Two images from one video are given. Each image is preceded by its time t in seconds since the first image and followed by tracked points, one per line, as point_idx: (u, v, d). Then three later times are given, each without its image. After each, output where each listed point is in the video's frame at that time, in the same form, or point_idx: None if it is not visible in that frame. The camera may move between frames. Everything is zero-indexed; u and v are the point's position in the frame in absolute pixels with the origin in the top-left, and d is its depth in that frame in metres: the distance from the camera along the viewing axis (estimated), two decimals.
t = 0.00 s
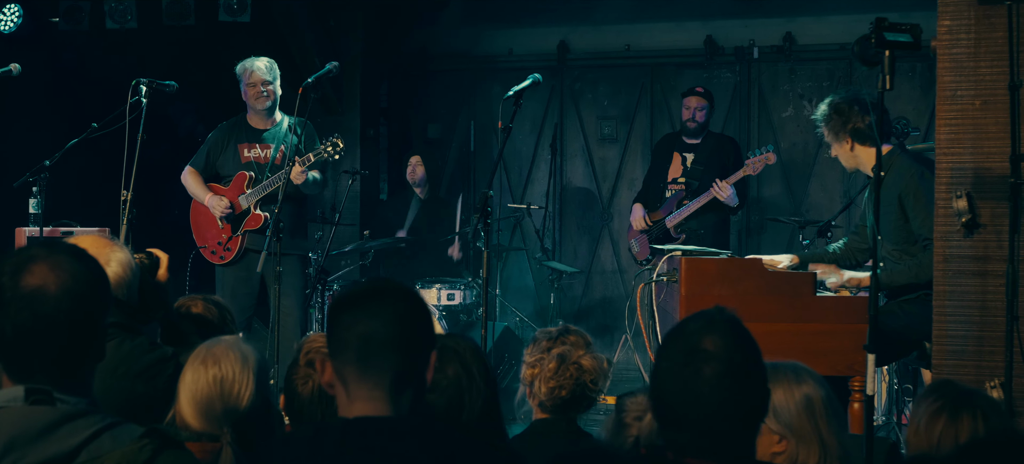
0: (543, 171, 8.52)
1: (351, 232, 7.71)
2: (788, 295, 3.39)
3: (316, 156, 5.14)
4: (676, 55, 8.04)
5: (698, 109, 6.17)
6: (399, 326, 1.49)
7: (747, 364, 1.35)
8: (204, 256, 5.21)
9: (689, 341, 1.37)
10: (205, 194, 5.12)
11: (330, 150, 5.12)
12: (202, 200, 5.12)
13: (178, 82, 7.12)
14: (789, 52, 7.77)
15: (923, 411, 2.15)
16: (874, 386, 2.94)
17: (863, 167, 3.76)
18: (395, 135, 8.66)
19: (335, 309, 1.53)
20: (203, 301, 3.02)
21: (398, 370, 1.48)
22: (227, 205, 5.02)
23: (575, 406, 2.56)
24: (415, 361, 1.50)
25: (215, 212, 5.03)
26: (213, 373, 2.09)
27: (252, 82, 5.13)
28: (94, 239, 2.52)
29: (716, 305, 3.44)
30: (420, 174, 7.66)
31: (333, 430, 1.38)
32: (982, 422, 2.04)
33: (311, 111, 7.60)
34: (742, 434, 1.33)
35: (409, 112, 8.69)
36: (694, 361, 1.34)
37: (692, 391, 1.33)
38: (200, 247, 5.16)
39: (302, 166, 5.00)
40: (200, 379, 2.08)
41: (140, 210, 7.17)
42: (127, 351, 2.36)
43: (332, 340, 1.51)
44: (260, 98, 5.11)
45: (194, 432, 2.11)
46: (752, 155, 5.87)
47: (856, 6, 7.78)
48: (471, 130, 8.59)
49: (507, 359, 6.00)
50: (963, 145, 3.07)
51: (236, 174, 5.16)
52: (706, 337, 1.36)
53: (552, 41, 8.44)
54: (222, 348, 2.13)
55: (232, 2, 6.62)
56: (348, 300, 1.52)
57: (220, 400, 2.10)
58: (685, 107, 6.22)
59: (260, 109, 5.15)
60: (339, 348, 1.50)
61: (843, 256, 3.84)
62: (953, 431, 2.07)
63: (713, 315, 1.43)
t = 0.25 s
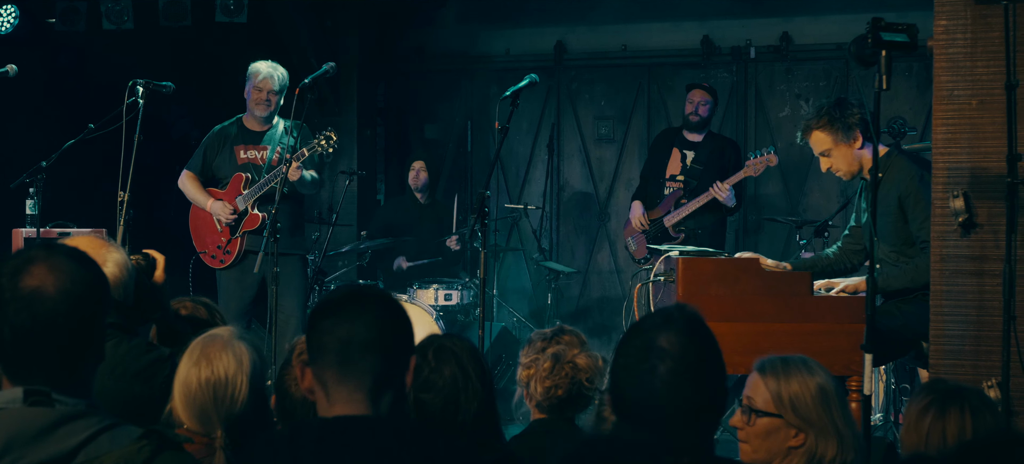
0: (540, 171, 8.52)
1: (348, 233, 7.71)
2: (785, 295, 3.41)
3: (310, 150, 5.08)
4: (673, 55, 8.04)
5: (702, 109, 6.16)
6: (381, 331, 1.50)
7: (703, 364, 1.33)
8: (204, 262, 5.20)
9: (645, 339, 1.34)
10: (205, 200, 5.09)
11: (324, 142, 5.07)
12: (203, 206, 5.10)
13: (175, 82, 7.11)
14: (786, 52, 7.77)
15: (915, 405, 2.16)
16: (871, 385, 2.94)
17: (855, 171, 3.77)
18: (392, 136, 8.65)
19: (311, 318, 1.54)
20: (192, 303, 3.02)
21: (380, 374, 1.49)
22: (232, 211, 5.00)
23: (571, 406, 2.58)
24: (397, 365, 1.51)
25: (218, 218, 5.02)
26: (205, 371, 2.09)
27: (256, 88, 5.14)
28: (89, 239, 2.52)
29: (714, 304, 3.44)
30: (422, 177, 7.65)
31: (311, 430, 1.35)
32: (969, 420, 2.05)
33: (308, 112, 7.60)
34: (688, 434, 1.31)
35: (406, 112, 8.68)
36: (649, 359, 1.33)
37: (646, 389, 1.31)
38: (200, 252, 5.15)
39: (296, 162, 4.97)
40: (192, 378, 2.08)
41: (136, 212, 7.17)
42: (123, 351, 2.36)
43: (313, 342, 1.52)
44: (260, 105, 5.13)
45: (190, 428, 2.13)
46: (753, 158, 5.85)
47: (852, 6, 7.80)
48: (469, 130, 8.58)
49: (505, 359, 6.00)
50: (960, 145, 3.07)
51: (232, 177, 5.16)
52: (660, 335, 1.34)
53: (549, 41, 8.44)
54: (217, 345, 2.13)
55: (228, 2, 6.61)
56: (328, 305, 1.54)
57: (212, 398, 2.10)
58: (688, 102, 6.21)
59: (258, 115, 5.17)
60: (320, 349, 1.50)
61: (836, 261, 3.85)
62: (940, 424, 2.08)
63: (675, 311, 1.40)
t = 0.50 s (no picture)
0: (541, 173, 8.52)
1: (350, 235, 7.71)
2: (786, 297, 3.40)
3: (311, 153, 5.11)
4: (675, 57, 8.04)
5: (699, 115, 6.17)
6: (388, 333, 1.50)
7: (713, 371, 1.29)
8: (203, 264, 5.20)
9: (652, 344, 1.30)
10: (205, 203, 5.10)
11: (325, 145, 5.10)
12: (203, 209, 5.11)
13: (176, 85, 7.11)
14: (787, 54, 7.77)
15: (917, 405, 2.15)
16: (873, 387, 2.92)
17: (850, 173, 3.77)
18: (394, 138, 8.66)
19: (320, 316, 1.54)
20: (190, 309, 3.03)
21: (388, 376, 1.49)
22: (233, 213, 5.01)
23: (572, 405, 2.58)
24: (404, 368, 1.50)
25: (218, 221, 5.02)
26: (208, 366, 2.07)
27: (249, 87, 5.16)
28: (92, 243, 2.52)
29: (715, 307, 3.44)
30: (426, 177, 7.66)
31: (322, 433, 1.35)
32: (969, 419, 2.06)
33: (310, 114, 7.60)
34: (695, 438, 1.27)
35: (407, 114, 8.68)
36: (655, 364, 1.29)
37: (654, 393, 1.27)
38: (199, 254, 5.15)
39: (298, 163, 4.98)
40: (195, 373, 2.06)
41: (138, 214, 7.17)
42: (126, 353, 2.37)
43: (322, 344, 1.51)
44: (261, 103, 5.13)
45: (191, 426, 2.09)
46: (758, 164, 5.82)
47: (853, 8, 7.80)
48: (470, 132, 8.59)
49: (507, 362, 6.00)
50: (961, 147, 3.07)
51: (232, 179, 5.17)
52: (669, 341, 1.30)
53: (550, 43, 8.44)
54: (219, 342, 2.11)
55: (230, 5, 6.61)
56: (336, 305, 1.53)
57: (215, 394, 2.08)
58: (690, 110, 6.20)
59: (258, 114, 5.17)
60: (330, 350, 1.50)
61: (843, 265, 3.83)
62: (940, 426, 2.08)
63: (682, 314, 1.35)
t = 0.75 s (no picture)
0: (543, 176, 8.52)
1: (352, 237, 7.71)
2: (788, 300, 3.39)
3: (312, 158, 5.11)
4: (677, 60, 8.05)
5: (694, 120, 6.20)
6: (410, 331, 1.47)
7: (779, 377, 1.33)
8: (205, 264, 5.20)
9: (719, 348, 1.35)
10: (207, 205, 5.11)
11: (326, 149, 5.10)
12: (205, 210, 5.11)
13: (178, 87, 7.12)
14: (789, 56, 7.78)
15: (917, 413, 2.15)
16: (875, 390, 2.91)
17: (856, 175, 3.78)
18: (396, 140, 8.67)
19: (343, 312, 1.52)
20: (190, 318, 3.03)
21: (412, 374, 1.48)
22: (234, 215, 5.01)
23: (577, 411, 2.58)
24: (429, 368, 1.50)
25: (220, 222, 5.03)
26: (211, 378, 2.03)
27: (246, 86, 5.18)
28: (94, 245, 2.52)
29: (716, 309, 3.44)
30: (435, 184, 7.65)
31: (343, 436, 1.37)
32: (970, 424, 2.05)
33: (312, 117, 7.61)
34: (758, 443, 1.31)
35: (409, 117, 8.69)
36: (725, 370, 1.32)
37: (720, 397, 1.31)
38: (201, 254, 5.15)
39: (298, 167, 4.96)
40: (197, 386, 2.03)
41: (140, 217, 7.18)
42: (129, 353, 2.39)
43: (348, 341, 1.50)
44: (262, 95, 5.14)
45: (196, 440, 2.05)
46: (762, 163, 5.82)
47: (855, 11, 7.80)
48: (471, 135, 8.60)
49: (508, 364, 6.01)
50: (963, 150, 3.07)
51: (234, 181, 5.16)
52: (736, 346, 1.34)
53: (551, 46, 8.45)
54: (223, 354, 2.08)
55: (232, 8, 6.62)
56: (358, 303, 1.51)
57: (218, 407, 2.03)
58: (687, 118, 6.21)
59: (261, 106, 5.17)
60: (355, 349, 1.48)
61: (847, 264, 3.82)
62: (939, 432, 2.08)
63: (743, 318, 1.40)
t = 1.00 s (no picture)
0: (547, 177, 8.52)
1: (356, 239, 7.71)
2: (793, 302, 3.39)
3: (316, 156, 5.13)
4: (681, 62, 8.04)
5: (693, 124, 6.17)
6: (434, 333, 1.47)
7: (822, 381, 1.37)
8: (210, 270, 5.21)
9: (770, 349, 1.38)
10: (210, 208, 5.13)
11: (329, 148, 5.14)
12: (208, 214, 5.14)
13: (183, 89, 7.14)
14: (793, 58, 7.77)
15: (922, 411, 2.14)
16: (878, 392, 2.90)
17: (865, 174, 3.77)
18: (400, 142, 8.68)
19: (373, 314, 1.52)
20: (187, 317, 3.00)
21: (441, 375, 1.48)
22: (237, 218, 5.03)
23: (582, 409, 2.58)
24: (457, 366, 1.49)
25: (223, 226, 5.04)
26: (226, 379, 2.03)
27: (251, 91, 5.17)
28: (98, 246, 2.52)
29: (719, 311, 3.44)
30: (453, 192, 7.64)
31: (371, 439, 1.38)
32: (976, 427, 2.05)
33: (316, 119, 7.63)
34: (800, 445, 1.36)
35: (414, 118, 8.70)
36: (773, 371, 1.37)
37: (768, 398, 1.36)
38: (205, 260, 5.17)
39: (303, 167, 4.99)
40: (212, 385, 2.02)
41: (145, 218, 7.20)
42: (133, 357, 2.40)
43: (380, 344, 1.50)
44: (265, 106, 5.15)
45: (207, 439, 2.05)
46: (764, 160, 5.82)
47: (859, 13, 7.79)
48: (475, 137, 8.61)
49: (513, 366, 6.01)
50: (967, 152, 3.06)
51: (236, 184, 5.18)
52: (787, 346, 1.38)
53: (555, 48, 8.47)
54: (238, 354, 2.07)
55: (236, 10, 6.64)
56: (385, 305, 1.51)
57: (232, 407, 2.03)
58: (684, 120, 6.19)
59: (263, 115, 5.18)
60: (386, 354, 1.49)
61: (854, 261, 3.80)
62: (944, 435, 2.07)
63: (785, 323, 1.44)
